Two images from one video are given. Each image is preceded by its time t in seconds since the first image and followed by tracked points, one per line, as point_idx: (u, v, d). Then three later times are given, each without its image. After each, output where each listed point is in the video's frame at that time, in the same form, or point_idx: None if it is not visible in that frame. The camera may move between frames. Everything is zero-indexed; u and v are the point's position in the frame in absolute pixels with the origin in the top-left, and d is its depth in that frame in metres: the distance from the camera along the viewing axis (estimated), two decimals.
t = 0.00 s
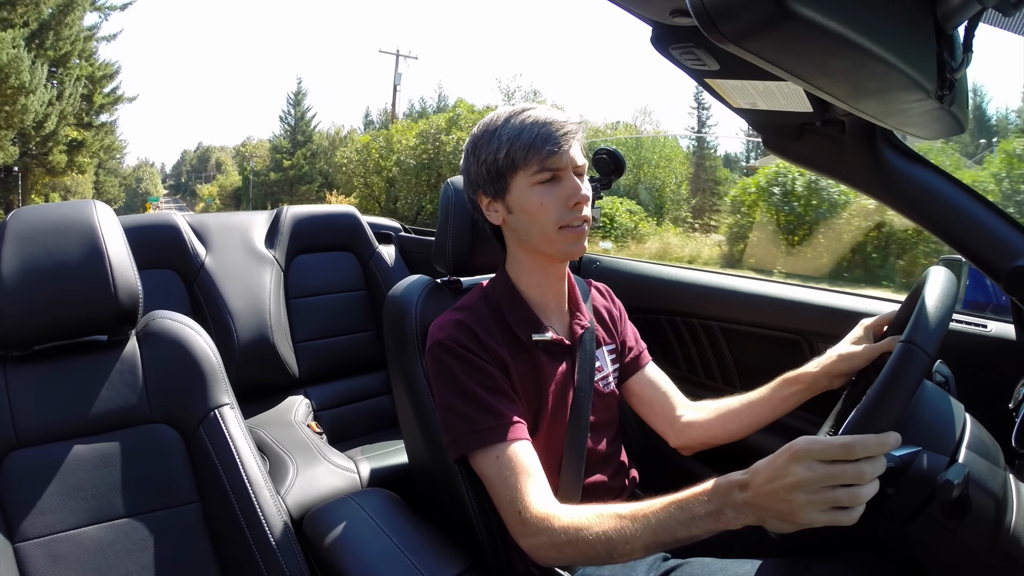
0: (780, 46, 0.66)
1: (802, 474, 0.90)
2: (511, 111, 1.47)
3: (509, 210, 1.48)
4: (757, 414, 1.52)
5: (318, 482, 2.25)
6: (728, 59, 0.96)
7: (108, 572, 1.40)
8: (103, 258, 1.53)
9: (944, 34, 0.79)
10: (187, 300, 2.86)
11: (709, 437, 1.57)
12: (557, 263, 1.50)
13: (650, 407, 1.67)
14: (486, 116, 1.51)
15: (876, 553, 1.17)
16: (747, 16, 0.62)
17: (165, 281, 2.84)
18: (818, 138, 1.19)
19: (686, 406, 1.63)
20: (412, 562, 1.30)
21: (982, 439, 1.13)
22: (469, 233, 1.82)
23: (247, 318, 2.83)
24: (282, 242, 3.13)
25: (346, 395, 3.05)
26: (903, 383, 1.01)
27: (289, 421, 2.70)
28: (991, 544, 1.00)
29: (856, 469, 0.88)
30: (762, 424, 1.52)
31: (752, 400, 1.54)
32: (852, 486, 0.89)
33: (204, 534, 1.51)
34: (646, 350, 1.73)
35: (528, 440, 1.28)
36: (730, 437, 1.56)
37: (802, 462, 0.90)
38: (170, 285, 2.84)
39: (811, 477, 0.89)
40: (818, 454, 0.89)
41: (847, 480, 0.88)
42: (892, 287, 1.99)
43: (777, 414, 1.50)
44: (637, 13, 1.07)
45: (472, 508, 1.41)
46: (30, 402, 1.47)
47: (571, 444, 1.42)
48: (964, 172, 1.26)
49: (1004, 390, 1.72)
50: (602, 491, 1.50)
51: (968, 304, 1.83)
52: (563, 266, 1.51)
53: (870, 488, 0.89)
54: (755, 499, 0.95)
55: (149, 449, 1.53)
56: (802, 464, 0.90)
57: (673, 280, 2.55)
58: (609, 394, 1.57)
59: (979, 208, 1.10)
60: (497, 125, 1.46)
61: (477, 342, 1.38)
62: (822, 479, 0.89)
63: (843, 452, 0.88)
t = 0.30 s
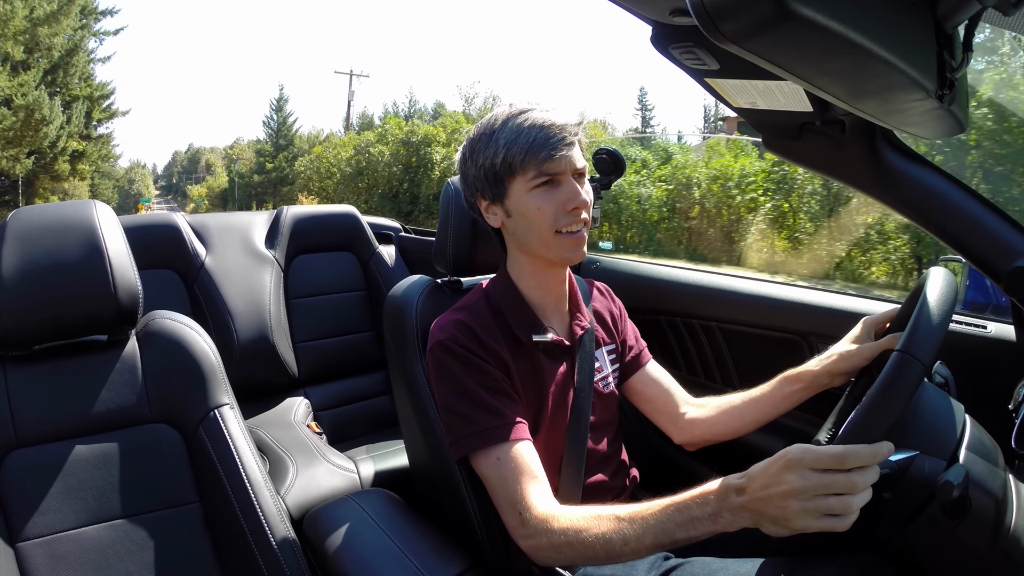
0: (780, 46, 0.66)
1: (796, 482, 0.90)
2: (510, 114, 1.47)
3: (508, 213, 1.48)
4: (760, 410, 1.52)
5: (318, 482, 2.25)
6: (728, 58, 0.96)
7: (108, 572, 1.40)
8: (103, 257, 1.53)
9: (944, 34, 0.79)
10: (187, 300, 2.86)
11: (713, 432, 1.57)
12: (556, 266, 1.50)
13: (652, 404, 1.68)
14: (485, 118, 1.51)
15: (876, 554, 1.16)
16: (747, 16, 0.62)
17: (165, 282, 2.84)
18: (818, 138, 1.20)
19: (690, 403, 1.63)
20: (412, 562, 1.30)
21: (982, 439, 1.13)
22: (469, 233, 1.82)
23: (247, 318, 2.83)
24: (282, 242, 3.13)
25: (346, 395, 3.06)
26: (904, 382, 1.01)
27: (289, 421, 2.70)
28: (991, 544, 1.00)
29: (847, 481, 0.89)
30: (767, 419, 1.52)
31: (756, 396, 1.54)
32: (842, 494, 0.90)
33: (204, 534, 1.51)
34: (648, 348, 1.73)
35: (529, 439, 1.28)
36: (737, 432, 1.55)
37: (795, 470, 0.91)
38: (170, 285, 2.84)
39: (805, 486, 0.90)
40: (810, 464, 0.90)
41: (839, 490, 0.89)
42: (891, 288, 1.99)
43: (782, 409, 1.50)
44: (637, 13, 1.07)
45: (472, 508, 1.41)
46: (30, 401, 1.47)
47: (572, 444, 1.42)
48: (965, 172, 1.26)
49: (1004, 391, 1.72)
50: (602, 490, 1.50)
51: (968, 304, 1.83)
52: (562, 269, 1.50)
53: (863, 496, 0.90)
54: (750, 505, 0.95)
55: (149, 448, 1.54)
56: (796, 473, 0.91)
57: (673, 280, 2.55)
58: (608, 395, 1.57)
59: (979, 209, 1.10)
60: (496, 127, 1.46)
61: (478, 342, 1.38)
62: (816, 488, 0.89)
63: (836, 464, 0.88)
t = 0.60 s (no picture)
0: (778, 46, 0.66)
1: (786, 493, 0.93)
2: (512, 114, 1.47)
3: (509, 214, 1.48)
4: (773, 403, 1.52)
5: (317, 482, 2.25)
6: (727, 58, 0.96)
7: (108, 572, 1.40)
8: (104, 257, 1.53)
9: (944, 34, 0.79)
10: (187, 300, 2.86)
11: (725, 423, 1.57)
12: (557, 268, 1.50)
13: (663, 395, 1.68)
14: (487, 118, 1.51)
15: (876, 554, 1.16)
16: (746, 16, 0.62)
17: (165, 281, 2.85)
18: (818, 138, 1.20)
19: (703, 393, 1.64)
20: (412, 562, 1.30)
21: (981, 439, 1.13)
22: (469, 233, 1.82)
23: (247, 318, 2.84)
24: (282, 241, 3.13)
25: (346, 395, 3.06)
26: (904, 384, 1.00)
27: (289, 421, 2.70)
28: (991, 545, 1.00)
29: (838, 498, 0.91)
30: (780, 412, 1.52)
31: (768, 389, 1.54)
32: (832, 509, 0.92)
33: (203, 534, 1.51)
34: (652, 342, 1.73)
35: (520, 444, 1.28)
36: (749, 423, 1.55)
37: (786, 481, 0.94)
38: (170, 285, 2.85)
39: (794, 497, 0.93)
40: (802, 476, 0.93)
41: (828, 505, 0.92)
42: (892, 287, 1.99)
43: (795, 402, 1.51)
44: (636, 13, 1.07)
45: (471, 509, 1.41)
46: (30, 402, 1.47)
47: (571, 443, 1.42)
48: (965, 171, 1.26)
49: (1004, 391, 1.72)
50: (602, 490, 1.50)
51: (968, 304, 1.83)
52: (563, 270, 1.50)
53: (849, 512, 0.93)
54: (738, 514, 0.98)
55: (150, 449, 1.54)
56: (786, 484, 0.94)
57: (672, 279, 2.55)
58: (608, 394, 1.57)
59: (980, 209, 1.10)
60: (498, 127, 1.46)
61: (478, 343, 1.38)
62: (805, 500, 0.92)
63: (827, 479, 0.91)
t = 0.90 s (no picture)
0: (779, 46, 0.66)
1: (745, 494, 0.94)
2: (510, 117, 1.47)
3: (508, 217, 1.48)
4: (780, 399, 1.51)
5: (318, 482, 2.25)
6: (727, 59, 0.96)
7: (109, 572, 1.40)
8: (104, 257, 1.53)
9: (944, 35, 0.80)
10: (187, 300, 2.86)
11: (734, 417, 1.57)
12: (556, 271, 1.50)
13: (669, 390, 1.68)
14: (486, 121, 1.51)
15: (876, 554, 1.16)
16: (747, 17, 0.62)
17: (165, 282, 2.85)
18: (818, 138, 1.20)
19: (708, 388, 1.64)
20: (412, 562, 1.30)
21: (982, 438, 1.13)
22: (469, 233, 1.82)
23: (247, 318, 2.84)
24: (282, 242, 3.13)
25: (346, 395, 3.06)
26: (906, 382, 1.00)
27: (289, 421, 2.71)
28: (991, 545, 1.00)
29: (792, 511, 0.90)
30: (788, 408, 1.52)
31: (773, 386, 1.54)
32: (787, 519, 0.91)
33: (204, 535, 1.51)
34: (655, 339, 1.73)
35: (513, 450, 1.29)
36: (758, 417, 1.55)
37: (749, 480, 0.95)
38: (170, 286, 2.85)
39: (751, 497, 0.94)
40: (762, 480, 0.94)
41: (782, 514, 0.91)
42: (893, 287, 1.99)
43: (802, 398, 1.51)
44: (636, 13, 1.07)
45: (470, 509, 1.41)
46: (30, 401, 1.47)
47: (574, 441, 1.42)
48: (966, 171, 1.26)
49: (1004, 390, 1.72)
50: (604, 488, 1.51)
51: (968, 304, 1.83)
52: (563, 273, 1.51)
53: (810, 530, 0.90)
54: (685, 507, 1.00)
55: (150, 449, 1.54)
56: (749, 484, 0.95)
57: (672, 280, 2.55)
58: (611, 393, 1.57)
59: (980, 209, 1.09)
60: (496, 131, 1.46)
61: (478, 346, 1.38)
62: (763, 503, 0.93)
63: (788, 483, 0.91)
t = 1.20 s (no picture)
0: (779, 44, 0.66)
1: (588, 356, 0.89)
2: (522, 116, 1.47)
3: (515, 217, 1.47)
4: (778, 402, 1.51)
5: (316, 483, 2.24)
6: (727, 58, 0.96)
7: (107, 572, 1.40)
8: (104, 257, 1.53)
9: (944, 34, 0.79)
10: (187, 300, 2.86)
11: (726, 423, 1.57)
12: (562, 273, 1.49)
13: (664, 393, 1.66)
14: (497, 119, 1.51)
15: (875, 555, 1.16)
16: (747, 15, 0.62)
17: (165, 282, 2.85)
18: (817, 138, 1.20)
19: (702, 393, 1.64)
20: (411, 562, 1.30)
21: (981, 439, 1.13)
22: (469, 234, 1.82)
23: (247, 318, 2.84)
24: (282, 242, 3.13)
25: (346, 396, 3.06)
26: (907, 378, 1.01)
27: (288, 421, 2.70)
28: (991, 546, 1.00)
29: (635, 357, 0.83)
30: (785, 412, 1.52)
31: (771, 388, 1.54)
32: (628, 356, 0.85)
33: (203, 535, 1.51)
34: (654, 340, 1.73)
35: (514, 449, 1.29)
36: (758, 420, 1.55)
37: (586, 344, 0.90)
38: (170, 286, 2.85)
39: (590, 358, 0.89)
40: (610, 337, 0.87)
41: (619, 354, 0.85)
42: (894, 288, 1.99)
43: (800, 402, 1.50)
44: (637, 12, 1.07)
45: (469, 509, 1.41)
46: (30, 401, 1.47)
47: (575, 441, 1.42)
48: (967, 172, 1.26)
49: (1004, 391, 1.72)
50: (603, 488, 1.50)
51: (968, 305, 1.83)
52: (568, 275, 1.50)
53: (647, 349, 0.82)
54: (569, 407, 0.95)
55: (149, 449, 1.53)
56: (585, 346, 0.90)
57: (672, 280, 2.54)
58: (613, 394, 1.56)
59: (980, 209, 1.09)
60: (506, 130, 1.46)
61: (479, 346, 1.38)
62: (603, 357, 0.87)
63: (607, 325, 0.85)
